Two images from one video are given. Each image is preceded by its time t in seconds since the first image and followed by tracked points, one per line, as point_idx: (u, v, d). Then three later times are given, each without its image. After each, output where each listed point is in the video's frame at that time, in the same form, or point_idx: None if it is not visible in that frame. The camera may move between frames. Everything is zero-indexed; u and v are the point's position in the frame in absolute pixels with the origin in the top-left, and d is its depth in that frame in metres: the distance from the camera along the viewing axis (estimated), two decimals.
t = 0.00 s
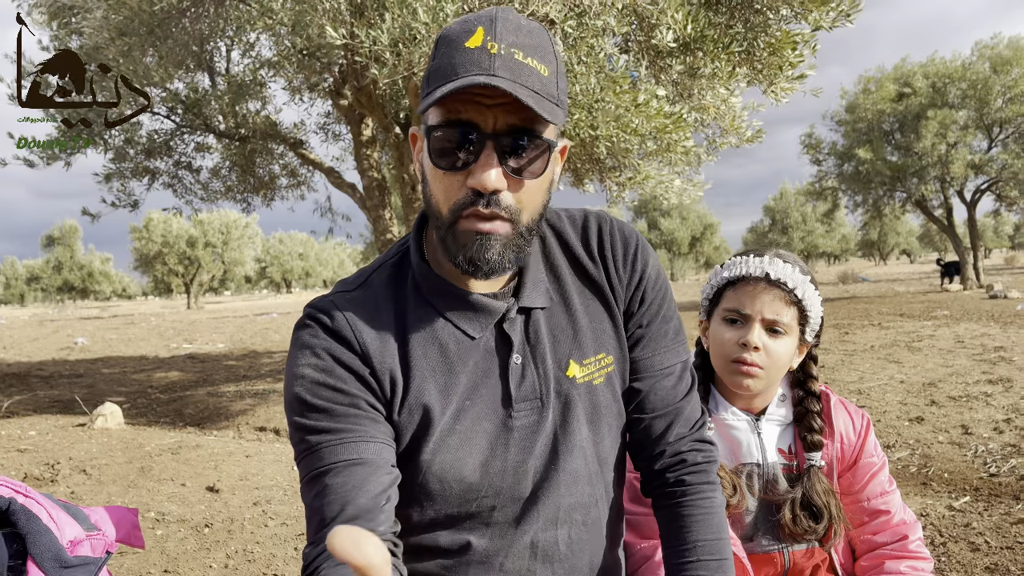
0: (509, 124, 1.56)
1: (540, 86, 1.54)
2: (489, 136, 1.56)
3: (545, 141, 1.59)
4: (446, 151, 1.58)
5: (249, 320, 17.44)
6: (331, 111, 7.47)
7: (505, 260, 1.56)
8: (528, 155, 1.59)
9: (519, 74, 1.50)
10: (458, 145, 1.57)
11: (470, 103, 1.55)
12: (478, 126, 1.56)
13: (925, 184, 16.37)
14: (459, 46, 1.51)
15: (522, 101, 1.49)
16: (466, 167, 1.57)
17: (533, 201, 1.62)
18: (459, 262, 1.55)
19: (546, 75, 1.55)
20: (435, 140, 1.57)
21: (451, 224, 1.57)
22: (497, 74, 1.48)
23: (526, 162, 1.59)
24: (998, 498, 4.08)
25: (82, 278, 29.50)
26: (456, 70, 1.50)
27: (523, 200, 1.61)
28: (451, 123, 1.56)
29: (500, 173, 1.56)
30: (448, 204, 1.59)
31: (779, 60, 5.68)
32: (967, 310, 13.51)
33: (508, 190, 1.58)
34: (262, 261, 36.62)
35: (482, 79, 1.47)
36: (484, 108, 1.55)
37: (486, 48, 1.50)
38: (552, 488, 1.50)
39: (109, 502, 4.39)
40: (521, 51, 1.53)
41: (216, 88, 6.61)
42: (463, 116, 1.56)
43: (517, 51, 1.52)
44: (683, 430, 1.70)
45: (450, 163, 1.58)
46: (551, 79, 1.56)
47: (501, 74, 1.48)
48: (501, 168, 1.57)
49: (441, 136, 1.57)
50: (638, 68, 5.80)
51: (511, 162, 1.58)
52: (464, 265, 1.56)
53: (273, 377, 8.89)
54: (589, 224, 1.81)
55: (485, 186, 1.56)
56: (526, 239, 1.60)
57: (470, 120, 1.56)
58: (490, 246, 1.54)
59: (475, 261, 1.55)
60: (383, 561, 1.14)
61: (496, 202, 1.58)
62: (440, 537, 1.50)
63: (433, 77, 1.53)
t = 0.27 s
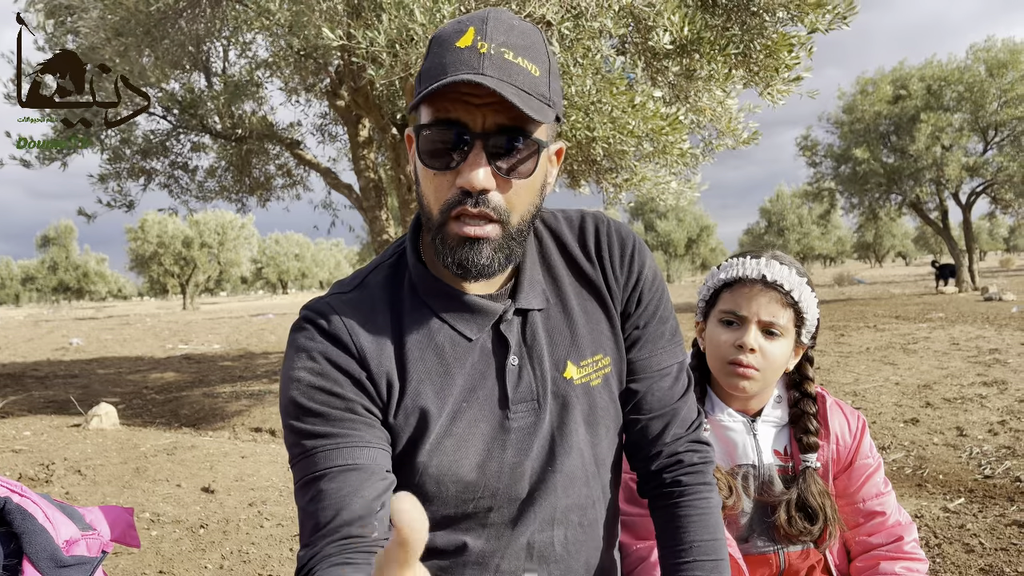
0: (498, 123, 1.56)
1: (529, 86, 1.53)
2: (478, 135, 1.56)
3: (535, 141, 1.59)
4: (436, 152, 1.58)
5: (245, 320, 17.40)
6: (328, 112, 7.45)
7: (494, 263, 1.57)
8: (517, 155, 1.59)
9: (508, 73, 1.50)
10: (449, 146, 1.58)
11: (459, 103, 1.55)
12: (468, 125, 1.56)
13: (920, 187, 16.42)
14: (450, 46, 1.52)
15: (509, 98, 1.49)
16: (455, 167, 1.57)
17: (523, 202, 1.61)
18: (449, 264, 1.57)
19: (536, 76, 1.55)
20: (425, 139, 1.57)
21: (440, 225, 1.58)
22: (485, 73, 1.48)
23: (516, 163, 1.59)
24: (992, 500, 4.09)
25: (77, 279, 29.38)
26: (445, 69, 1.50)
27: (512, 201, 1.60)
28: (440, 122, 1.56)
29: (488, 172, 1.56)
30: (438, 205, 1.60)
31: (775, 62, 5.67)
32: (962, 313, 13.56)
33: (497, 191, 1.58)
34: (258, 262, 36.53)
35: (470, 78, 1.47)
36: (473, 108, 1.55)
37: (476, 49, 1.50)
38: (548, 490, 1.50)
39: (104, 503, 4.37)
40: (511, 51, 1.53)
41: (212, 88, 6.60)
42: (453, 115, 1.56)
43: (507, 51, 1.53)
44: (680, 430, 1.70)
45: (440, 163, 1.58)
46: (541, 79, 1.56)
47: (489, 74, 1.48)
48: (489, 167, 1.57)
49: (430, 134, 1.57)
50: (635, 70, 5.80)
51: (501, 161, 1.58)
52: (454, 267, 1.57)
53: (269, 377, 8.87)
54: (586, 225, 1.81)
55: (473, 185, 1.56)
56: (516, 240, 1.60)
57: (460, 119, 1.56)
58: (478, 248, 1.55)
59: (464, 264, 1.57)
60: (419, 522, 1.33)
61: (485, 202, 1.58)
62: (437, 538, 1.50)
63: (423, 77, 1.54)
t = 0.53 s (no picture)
0: (495, 120, 1.56)
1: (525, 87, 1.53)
2: (473, 135, 1.55)
3: (530, 140, 1.59)
4: (431, 153, 1.56)
5: (239, 322, 17.35)
6: (322, 113, 7.44)
7: (491, 263, 1.55)
8: (513, 156, 1.58)
9: (504, 73, 1.49)
10: (443, 146, 1.56)
11: (454, 103, 1.55)
12: (463, 124, 1.55)
13: (914, 189, 16.47)
14: (443, 46, 1.50)
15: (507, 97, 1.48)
16: (450, 167, 1.56)
17: (518, 202, 1.61)
18: (444, 266, 1.53)
19: (531, 76, 1.54)
20: (419, 140, 1.56)
21: (436, 226, 1.55)
22: (481, 71, 1.47)
23: (511, 164, 1.58)
24: (984, 502, 4.10)
25: (70, 280, 29.25)
26: (440, 69, 1.48)
27: (509, 201, 1.60)
28: (435, 122, 1.55)
29: (485, 171, 1.55)
30: (433, 206, 1.58)
31: (769, 65, 5.71)
32: (954, 315, 13.62)
33: (494, 190, 1.58)
34: (252, 263, 36.43)
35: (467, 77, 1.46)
36: (469, 107, 1.55)
37: (470, 48, 1.49)
38: (541, 496, 1.50)
39: (95, 505, 4.35)
40: (506, 51, 1.52)
41: (206, 89, 6.58)
42: (448, 115, 1.55)
43: (502, 51, 1.52)
44: (673, 433, 1.70)
45: (434, 164, 1.56)
46: (536, 79, 1.56)
47: (485, 73, 1.47)
48: (486, 167, 1.56)
49: (426, 135, 1.56)
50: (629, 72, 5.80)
51: (496, 162, 1.57)
52: (450, 267, 1.53)
53: (262, 379, 8.84)
54: (578, 227, 1.81)
55: (470, 183, 1.55)
56: (513, 240, 1.59)
57: (455, 120, 1.55)
58: (475, 247, 1.53)
59: (460, 265, 1.53)
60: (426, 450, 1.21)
61: (481, 201, 1.57)
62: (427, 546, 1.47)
63: (417, 78, 1.52)
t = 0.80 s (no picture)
0: (485, 139, 1.55)
1: (516, 101, 1.52)
2: (464, 150, 1.54)
3: (520, 157, 1.59)
4: (421, 163, 1.54)
5: (232, 323, 17.29)
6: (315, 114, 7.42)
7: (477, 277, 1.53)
8: (502, 171, 1.57)
9: (496, 86, 1.49)
10: (432, 158, 1.54)
11: (446, 116, 1.53)
12: (453, 139, 1.54)
13: (906, 192, 16.53)
14: (436, 56, 1.50)
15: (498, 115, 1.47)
16: (439, 181, 1.54)
17: (505, 218, 1.60)
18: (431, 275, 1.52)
19: (523, 88, 1.54)
20: (409, 152, 1.54)
21: (424, 238, 1.53)
22: (474, 86, 1.46)
23: (502, 179, 1.57)
24: (976, 503, 4.12)
25: (62, 281, 29.09)
26: (432, 80, 1.48)
27: (497, 216, 1.59)
28: (425, 136, 1.53)
29: (475, 188, 1.54)
30: (421, 219, 1.56)
31: (762, 67, 5.75)
32: (946, 316, 13.69)
33: (483, 207, 1.56)
34: (245, 264, 36.30)
35: (460, 91, 1.46)
36: (460, 123, 1.54)
37: (463, 60, 1.49)
38: (529, 495, 1.49)
39: (85, 508, 4.32)
40: (499, 64, 1.52)
41: (199, 89, 6.55)
42: (439, 129, 1.53)
43: (494, 63, 1.52)
44: (659, 433, 1.69)
45: (424, 176, 1.54)
46: (527, 92, 1.55)
47: (478, 87, 1.47)
48: (476, 184, 1.55)
49: (415, 148, 1.53)
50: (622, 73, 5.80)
51: (486, 177, 1.56)
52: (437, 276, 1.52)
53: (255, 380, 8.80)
54: (564, 225, 1.80)
55: (460, 201, 1.53)
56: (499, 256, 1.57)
57: (447, 133, 1.53)
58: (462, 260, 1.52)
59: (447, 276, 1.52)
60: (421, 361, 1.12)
61: (469, 217, 1.55)
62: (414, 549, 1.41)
63: (408, 86, 1.51)
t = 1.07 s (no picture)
0: (490, 149, 1.54)
1: (521, 108, 1.51)
2: (469, 159, 1.52)
3: (524, 165, 1.56)
4: (424, 172, 1.50)
5: (226, 324, 17.23)
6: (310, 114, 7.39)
7: (481, 282, 1.52)
8: (507, 178, 1.55)
9: (502, 94, 1.48)
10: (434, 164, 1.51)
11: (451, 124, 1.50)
12: (457, 148, 1.51)
13: (899, 193, 16.63)
14: (439, 62, 1.48)
15: (509, 124, 1.46)
16: (444, 189, 1.50)
17: (511, 224, 1.58)
18: (435, 283, 1.49)
19: (527, 94, 1.53)
20: (412, 160, 1.50)
21: (427, 246, 1.50)
22: (480, 94, 1.45)
23: (507, 186, 1.55)
24: (969, 503, 4.13)
25: (55, 282, 28.93)
26: (436, 87, 1.45)
27: (503, 222, 1.56)
28: (428, 145, 1.50)
29: (481, 196, 1.51)
30: (423, 227, 1.52)
31: (756, 68, 5.77)
32: (940, 318, 13.74)
33: (488, 215, 1.53)
34: (239, 265, 36.18)
35: (468, 101, 1.44)
36: (465, 131, 1.51)
37: (467, 66, 1.47)
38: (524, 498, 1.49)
39: (78, 509, 4.29)
40: (503, 70, 1.51)
41: (193, 90, 6.52)
42: (443, 138, 1.50)
43: (499, 70, 1.50)
44: (655, 434, 1.69)
45: (428, 184, 1.50)
46: (531, 99, 1.54)
47: (484, 95, 1.45)
48: (482, 192, 1.52)
49: (419, 157, 1.50)
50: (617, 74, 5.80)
51: (491, 184, 1.53)
52: (440, 284, 1.49)
53: (249, 381, 8.77)
54: (559, 226, 1.79)
55: (467, 211, 1.50)
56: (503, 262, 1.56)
57: (451, 141, 1.50)
58: (467, 268, 1.50)
59: (451, 283, 1.50)
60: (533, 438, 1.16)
61: (476, 225, 1.52)
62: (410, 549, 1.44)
63: (411, 93, 1.48)
